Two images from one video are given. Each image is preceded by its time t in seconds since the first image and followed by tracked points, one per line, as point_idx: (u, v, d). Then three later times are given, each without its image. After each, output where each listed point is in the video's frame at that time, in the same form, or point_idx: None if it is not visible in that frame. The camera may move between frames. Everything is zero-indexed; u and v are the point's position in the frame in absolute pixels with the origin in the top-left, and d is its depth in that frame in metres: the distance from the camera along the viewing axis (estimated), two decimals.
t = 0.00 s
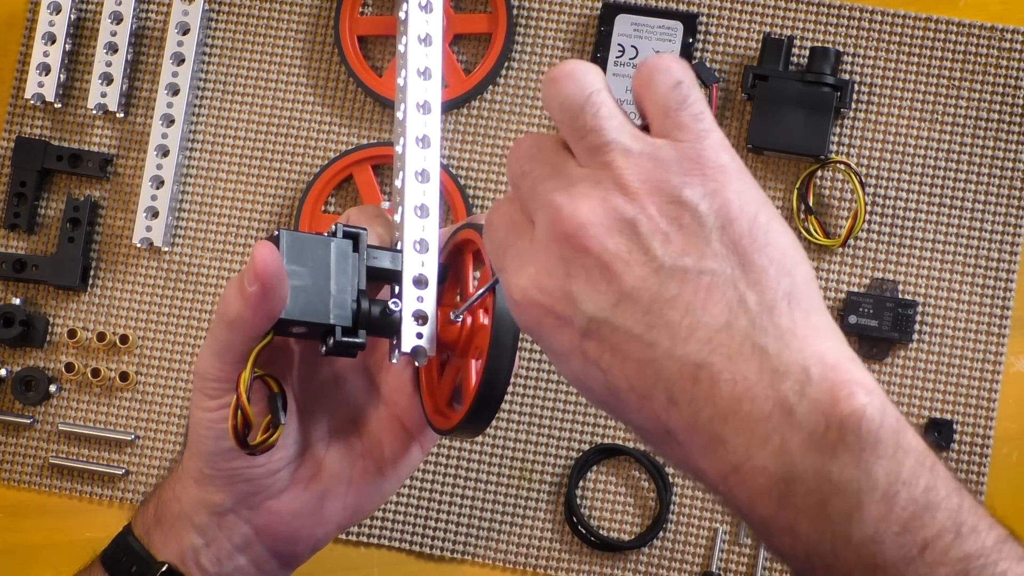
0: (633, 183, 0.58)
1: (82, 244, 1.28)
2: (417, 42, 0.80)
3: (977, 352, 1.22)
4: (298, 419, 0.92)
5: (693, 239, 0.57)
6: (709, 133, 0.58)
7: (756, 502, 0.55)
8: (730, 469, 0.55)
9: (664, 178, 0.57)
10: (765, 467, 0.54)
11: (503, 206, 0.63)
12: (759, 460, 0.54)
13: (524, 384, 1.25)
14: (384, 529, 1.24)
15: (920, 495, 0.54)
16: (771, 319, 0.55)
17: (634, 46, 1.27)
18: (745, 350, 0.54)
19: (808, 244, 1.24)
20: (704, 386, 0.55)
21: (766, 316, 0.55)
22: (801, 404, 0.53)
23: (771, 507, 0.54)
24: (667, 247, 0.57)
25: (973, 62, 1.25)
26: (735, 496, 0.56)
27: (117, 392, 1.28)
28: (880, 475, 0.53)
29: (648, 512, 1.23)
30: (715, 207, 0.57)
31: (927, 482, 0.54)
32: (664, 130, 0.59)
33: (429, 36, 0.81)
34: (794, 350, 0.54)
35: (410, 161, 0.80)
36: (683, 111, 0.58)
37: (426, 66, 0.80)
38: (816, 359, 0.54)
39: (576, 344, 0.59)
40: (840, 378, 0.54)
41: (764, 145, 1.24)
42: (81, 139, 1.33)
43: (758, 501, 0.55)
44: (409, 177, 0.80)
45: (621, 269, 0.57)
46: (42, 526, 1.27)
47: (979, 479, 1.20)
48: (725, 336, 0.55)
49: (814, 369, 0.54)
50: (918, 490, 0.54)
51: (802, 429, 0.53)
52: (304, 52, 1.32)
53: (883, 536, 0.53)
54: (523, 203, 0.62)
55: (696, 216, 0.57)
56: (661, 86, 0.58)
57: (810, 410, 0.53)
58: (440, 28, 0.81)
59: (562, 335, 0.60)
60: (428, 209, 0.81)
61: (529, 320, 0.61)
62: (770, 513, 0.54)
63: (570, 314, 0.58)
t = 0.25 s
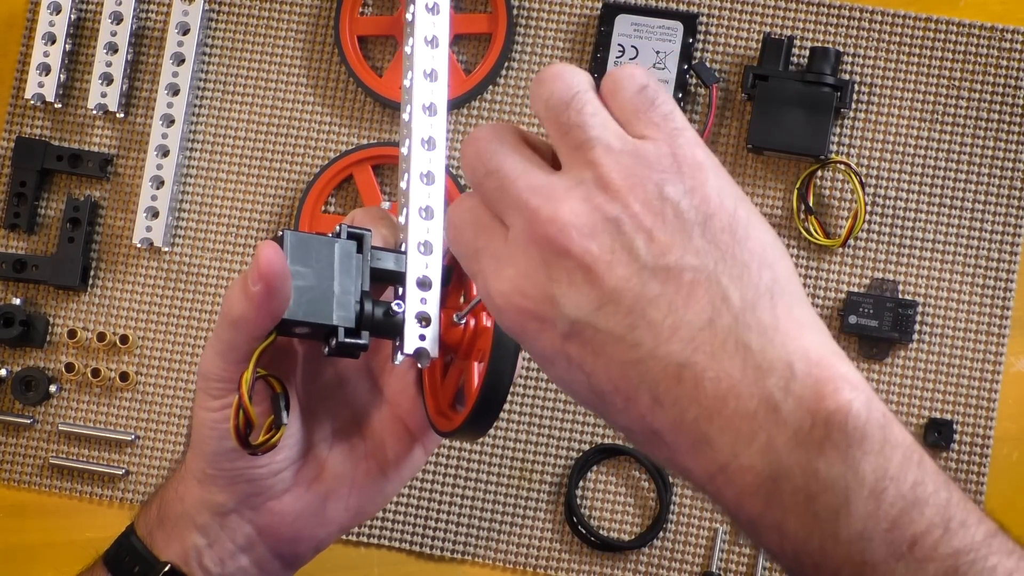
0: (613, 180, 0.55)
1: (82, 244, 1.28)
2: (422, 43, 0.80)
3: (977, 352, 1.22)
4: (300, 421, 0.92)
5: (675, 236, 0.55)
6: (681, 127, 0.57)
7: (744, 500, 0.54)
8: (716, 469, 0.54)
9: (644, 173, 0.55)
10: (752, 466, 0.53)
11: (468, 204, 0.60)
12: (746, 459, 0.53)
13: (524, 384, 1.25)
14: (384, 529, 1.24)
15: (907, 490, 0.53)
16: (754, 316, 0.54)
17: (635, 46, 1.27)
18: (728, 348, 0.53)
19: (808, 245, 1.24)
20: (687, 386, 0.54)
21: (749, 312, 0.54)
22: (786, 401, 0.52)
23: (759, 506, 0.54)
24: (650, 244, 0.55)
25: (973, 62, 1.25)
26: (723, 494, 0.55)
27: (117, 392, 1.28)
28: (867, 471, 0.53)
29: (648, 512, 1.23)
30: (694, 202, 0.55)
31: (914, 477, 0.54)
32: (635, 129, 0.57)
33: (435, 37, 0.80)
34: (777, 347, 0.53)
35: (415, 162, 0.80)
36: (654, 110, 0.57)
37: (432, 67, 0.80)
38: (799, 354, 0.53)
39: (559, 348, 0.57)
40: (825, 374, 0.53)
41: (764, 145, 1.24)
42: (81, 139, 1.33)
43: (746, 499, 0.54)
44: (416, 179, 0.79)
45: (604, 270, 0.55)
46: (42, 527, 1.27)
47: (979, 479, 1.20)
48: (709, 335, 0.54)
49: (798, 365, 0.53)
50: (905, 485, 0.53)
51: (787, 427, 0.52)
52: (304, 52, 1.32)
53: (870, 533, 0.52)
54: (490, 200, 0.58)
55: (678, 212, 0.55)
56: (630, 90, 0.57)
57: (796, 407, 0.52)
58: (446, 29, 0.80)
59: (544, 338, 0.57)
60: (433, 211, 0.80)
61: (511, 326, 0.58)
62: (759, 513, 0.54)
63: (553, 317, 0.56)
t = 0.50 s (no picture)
0: (610, 170, 0.55)
1: (82, 244, 1.28)
2: (428, 34, 0.79)
3: (977, 352, 1.22)
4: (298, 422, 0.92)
5: (673, 227, 0.55)
6: (684, 116, 0.57)
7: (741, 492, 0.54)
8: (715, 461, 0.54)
9: (643, 163, 0.55)
10: (749, 458, 0.52)
11: (477, 194, 0.61)
12: (743, 451, 0.52)
13: (524, 384, 1.25)
14: (384, 529, 1.24)
15: (905, 483, 0.52)
16: (752, 307, 0.53)
17: (635, 46, 1.27)
18: (726, 339, 0.53)
19: (808, 245, 1.24)
20: (684, 376, 0.53)
21: (748, 303, 0.53)
22: (784, 393, 0.52)
23: (756, 498, 0.53)
24: (647, 235, 0.55)
25: (973, 62, 1.25)
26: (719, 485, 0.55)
27: (117, 392, 1.28)
28: (865, 463, 0.52)
29: (648, 512, 1.23)
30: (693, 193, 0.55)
31: (912, 470, 0.53)
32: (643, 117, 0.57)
33: (441, 29, 0.79)
34: (775, 339, 0.53)
35: (417, 160, 0.80)
36: (660, 97, 0.57)
37: (437, 61, 0.80)
38: (798, 346, 0.52)
39: (558, 337, 0.58)
40: (824, 366, 0.52)
41: (764, 145, 1.24)
42: (81, 139, 1.33)
43: (743, 491, 0.54)
44: (416, 177, 0.80)
45: (600, 261, 0.55)
46: (42, 527, 1.27)
47: (979, 479, 1.20)
48: (706, 326, 0.53)
49: (796, 357, 0.52)
50: (903, 478, 0.52)
51: (785, 419, 0.52)
52: (304, 52, 1.32)
53: (869, 526, 0.52)
54: (495, 192, 0.59)
55: (676, 201, 0.55)
56: (636, 81, 0.58)
57: (793, 398, 0.52)
58: (453, 20, 0.79)
59: (542, 329, 0.58)
60: (435, 210, 0.81)
61: (510, 315, 0.59)
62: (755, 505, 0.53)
63: (552, 308, 0.57)
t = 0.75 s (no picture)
0: (602, 171, 0.55)
1: (82, 244, 1.28)
2: (435, 36, 0.79)
3: (977, 352, 1.22)
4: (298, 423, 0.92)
5: (665, 226, 0.55)
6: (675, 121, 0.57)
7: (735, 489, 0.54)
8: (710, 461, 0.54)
9: (635, 164, 0.55)
10: (743, 460, 0.52)
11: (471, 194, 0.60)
12: (737, 453, 0.52)
13: (525, 384, 1.25)
14: (384, 529, 1.24)
15: (900, 484, 0.52)
16: (745, 308, 0.53)
17: (635, 46, 1.27)
18: (719, 340, 0.53)
19: (808, 245, 1.25)
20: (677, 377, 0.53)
21: (740, 305, 0.53)
22: (777, 395, 0.52)
23: (750, 500, 0.53)
24: (639, 236, 0.55)
25: (973, 62, 1.25)
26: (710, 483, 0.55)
27: (117, 391, 1.28)
28: (859, 465, 0.52)
29: (648, 512, 1.23)
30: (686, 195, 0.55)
31: (907, 470, 0.53)
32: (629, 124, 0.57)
33: (448, 31, 0.80)
34: (769, 340, 0.52)
35: (421, 161, 0.80)
36: (648, 103, 0.57)
37: (444, 63, 0.80)
38: (791, 347, 0.52)
39: (548, 338, 0.57)
40: (817, 367, 0.52)
41: (764, 145, 1.24)
42: (81, 140, 1.33)
43: (737, 493, 0.54)
44: (419, 178, 0.80)
45: (592, 261, 0.55)
46: (41, 527, 1.27)
47: (979, 479, 1.20)
48: (700, 327, 0.53)
49: (790, 358, 0.52)
50: (898, 479, 0.52)
51: (779, 421, 0.52)
52: (304, 52, 1.32)
53: (863, 528, 0.52)
54: (491, 192, 0.59)
55: (668, 201, 0.55)
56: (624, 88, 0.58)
57: (787, 400, 0.52)
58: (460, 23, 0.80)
59: (534, 329, 0.57)
60: (436, 212, 0.81)
61: (500, 315, 0.58)
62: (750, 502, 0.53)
63: (544, 309, 0.56)
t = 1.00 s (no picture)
0: (605, 171, 0.55)
1: (82, 244, 1.28)
2: (437, 38, 0.79)
3: (977, 352, 1.22)
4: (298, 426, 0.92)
5: (670, 226, 0.55)
6: (686, 120, 0.57)
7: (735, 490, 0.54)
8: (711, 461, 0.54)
9: (638, 164, 0.55)
10: (745, 459, 0.52)
11: (471, 192, 0.60)
12: (738, 452, 0.52)
13: (525, 384, 1.25)
14: (384, 530, 1.24)
15: (901, 484, 0.53)
16: (748, 308, 0.53)
17: (635, 46, 1.27)
18: (722, 339, 0.53)
19: (808, 245, 1.25)
20: (679, 376, 0.53)
21: (743, 304, 0.53)
22: (780, 394, 0.52)
23: (751, 499, 0.53)
24: (642, 237, 0.55)
25: (973, 62, 1.25)
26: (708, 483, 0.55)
27: (117, 392, 1.28)
28: (861, 465, 0.52)
29: (648, 512, 1.23)
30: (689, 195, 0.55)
31: (908, 471, 0.53)
32: (642, 122, 0.58)
33: (450, 33, 0.80)
34: (771, 339, 0.52)
35: (422, 164, 0.80)
36: (660, 101, 0.57)
37: (446, 66, 0.80)
38: (794, 347, 0.52)
39: (551, 338, 0.57)
40: (820, 367, 0.52)
41: (764, 145, 1.24)
42: (81, 140, 1.33)
43: (738, 493, 0.54)
44: (421, 181, 0.80)
45: (596, 260, 0.55)
46: (42, 527, 1.27)
47: (979, 479, 1.20)
48: (702, 326, 0.53)
49: (793, 358, 0.52)
50: (900, 479, 0.53)
51: (781, 420, 0.52)
52: (304, 52, 1.32)
53: (864, 528, 0.52)
54: (493, 192, 0.59)
55: (672, 201, 0.55)
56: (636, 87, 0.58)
57: (790, 399, 0.52)
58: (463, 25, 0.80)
59: (536, 329, 0.57)
60: (438, 214, 0.81)
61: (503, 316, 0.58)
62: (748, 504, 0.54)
63: (548, 310, 0.56)
